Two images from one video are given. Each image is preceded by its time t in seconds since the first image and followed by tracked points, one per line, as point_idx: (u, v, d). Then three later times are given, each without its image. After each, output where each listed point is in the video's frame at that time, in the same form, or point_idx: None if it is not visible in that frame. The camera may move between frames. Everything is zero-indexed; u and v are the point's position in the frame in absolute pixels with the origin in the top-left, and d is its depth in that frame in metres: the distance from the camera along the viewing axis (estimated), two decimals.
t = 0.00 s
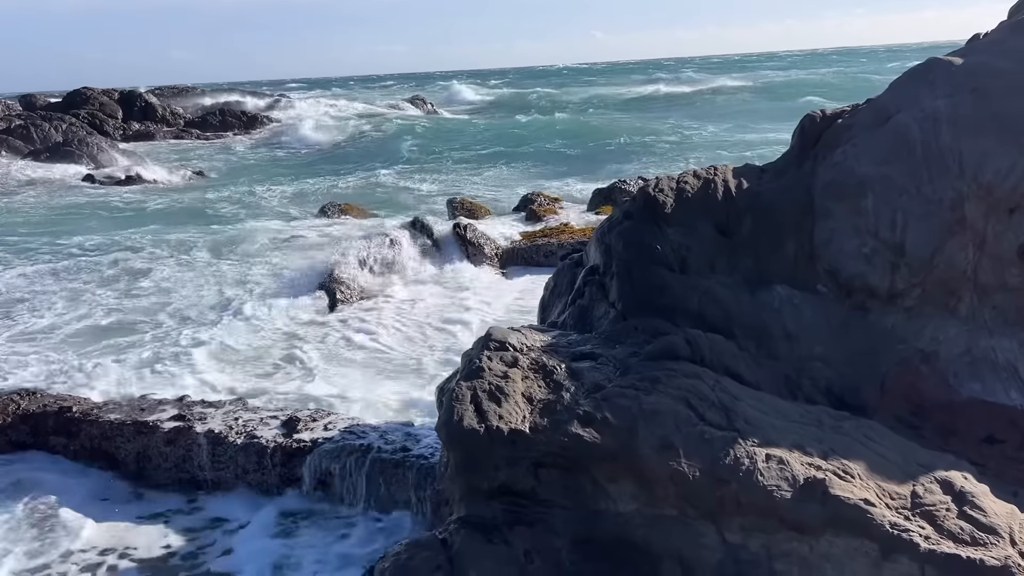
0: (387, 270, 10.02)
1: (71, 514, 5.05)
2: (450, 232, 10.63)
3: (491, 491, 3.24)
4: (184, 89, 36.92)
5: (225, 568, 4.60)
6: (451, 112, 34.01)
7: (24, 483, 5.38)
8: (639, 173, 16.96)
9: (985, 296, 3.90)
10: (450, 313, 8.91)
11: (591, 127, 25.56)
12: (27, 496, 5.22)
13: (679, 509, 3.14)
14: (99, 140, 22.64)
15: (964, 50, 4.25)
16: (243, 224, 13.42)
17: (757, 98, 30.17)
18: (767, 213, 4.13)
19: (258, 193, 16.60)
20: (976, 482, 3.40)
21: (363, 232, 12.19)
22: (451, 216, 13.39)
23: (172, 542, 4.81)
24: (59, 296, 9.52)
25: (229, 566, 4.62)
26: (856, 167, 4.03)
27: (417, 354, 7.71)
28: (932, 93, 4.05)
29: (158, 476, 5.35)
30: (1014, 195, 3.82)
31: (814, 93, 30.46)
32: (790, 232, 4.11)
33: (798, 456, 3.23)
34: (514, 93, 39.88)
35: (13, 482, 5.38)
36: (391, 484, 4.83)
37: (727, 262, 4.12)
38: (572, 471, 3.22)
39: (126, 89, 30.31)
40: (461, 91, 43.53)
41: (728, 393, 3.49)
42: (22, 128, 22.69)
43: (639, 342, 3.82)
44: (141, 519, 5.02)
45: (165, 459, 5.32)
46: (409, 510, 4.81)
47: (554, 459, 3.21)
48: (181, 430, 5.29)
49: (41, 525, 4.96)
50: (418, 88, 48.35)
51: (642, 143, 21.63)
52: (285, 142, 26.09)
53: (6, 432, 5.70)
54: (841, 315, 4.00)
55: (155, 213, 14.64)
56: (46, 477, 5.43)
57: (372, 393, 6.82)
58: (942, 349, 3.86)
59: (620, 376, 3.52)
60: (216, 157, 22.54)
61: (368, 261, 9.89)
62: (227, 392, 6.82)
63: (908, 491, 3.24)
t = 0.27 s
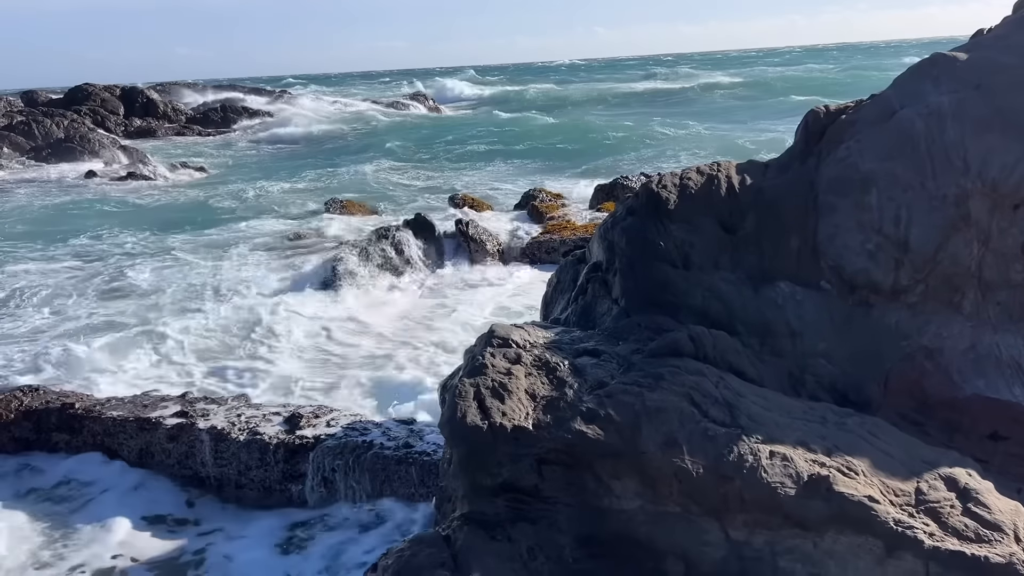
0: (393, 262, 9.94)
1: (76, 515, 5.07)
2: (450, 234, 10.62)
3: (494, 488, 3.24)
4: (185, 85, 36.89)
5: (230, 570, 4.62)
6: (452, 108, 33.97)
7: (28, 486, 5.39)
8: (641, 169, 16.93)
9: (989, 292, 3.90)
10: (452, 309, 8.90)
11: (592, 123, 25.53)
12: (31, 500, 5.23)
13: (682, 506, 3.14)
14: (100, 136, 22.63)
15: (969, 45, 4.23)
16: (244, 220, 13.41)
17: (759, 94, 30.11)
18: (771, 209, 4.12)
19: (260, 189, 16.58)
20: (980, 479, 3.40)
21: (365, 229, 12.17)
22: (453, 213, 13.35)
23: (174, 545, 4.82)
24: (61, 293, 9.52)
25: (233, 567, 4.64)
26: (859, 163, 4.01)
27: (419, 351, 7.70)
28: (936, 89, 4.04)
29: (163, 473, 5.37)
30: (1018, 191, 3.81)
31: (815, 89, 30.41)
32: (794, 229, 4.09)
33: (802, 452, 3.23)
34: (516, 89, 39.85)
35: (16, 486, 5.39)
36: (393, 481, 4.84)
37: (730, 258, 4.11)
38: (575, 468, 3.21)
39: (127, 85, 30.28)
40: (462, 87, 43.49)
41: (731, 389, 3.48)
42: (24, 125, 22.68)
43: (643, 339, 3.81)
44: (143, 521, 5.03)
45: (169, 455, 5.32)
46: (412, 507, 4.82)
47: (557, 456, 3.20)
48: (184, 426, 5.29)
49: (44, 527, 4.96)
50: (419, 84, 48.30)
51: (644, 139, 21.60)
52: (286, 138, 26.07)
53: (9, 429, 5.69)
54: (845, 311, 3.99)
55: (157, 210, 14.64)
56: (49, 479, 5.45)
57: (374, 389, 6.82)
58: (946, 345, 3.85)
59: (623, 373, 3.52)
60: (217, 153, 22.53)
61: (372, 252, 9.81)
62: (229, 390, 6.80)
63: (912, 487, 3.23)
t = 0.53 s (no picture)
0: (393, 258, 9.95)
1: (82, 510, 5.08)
2: (450, 231, 10.59)
3: (494, 484, 3.24)
4: (187, 82, 36.87)
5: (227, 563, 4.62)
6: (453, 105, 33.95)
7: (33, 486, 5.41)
8: (643, 165, 16.91)
9: (989, 288, 3.90)
10: (454, 306, 8.91)
11: (594, 120, 25.50)
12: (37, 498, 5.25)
13: (682, 502, 3.14)
14: (102, 133, 22.63)
15: (970, 41, 4.23)
16: (246, 217, 13.42)
17: (761, 90, 30.07)
18: (771, 205, 4.12)
19: (261, 186, 16.58)
20: (980, 474, 3.40)
21: (366, 226, 12.17)
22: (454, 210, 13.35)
23: (178, 537, 4.83)
24: (63, 289, 9.53)
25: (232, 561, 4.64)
26: (860, 159, 4.01)
27: (420, 347, 7.71)
28: (937, 84, 4.03)
29: (164, 470, 5.38)
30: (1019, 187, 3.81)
31: (817, 85, 30.36)
32: (794, 225, 4.09)
33: (802, 448, 3.23)
34: (517, 85, 39.83)
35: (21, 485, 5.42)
36: (394, 478, 4.84)
37: (730, 254, 4.11)
38: (576, 464, 3.21)
39: (129, 82, 30.27)
40: (463, 83, 43.46)
41: (731, 385, 3.49)
42: (25, 122, 22.67)
43: (643, 335, 3.81)
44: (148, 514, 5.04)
45: (171, 452, 5.34)
46: (413, 503, 4.82)
47: (557, 452, 3.21)
48: (185, 423, 5.30)
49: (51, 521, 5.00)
50: (421, 80, 48.26)
51: (646, 136, 21.58)
52: (288, 135, 26.06)
53: (10, 425, 5.68)
54: (845, 307, 3.99)
55: (159, 207, 14.65)
56: (55, 478, 5.48)
57: (375, 386, 6.83)
58: (946, 341, 3.85)
59: (623, 369, 3.52)
60: (219, 150, 22.53)
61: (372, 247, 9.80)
62: (229, 387, 6.81)
63: (912, 483, 3.24)
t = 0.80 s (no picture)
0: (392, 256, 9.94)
1: (83, 508, 5.10)
2: (451, 229, 10.55)
3: (495, 480, 3.24)
4: (188, 80, 36.89)
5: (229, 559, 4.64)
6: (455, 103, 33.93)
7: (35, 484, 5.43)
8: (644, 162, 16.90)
9: (990, 285, 3.90)
10: (455, 303, 8.92)
11: (595, 116, 25.47)
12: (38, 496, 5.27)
13: (682, 498, 3.15)
14: (103, 131, 22.64)
15: (971, 37, 4.22)
16: (248, 214, 13.43)
17: (762, 87, 30.03)
18: (772, 202, 4.12)
19: (262, 184, 16.57)
20: (980, 470, 3.40)
21: (367, 223, 12.18)
22: (454, 207, 13.35)
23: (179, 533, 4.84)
24: (65, 287, 9.54)
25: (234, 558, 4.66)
26: (861, 155, 4.01)
27: (422, 344, 7.72)
28: (938, 81, 4.03)
29: (166, 466, 5.39)
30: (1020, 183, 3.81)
31: (819, 82, 30.32)
32: (795, 221, 4.09)
33: (802, 444, 3.24)
34: (519, 82, 39.80)
35: (24, 484, 5.45)
36: (395, 474, 4.83)
37: (731, 251, 4.11)
38: (576, 460, 3.22)
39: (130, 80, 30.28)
40: (465, 80, 43.43)
41: (731, 381, 3.49)
42: (27, 120, 22.69)
43: (643, 331, 3.81)
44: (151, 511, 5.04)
45: (172, 449, 5.34)
46: (414, 500, 4.80)
47: (557, 448, 3.21)
48: (187, 420, 5.31)
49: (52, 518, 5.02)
50: (422, 77, 48.22)
51: (647, 132, 21.57)
52: (290, 133, 26.07)
53: (14, 422, 5.72)
54: (846, 303, 3.98)
55: (161, 204, 14.67)
56: (56, 477, 5.51)
57: (377, 382, 6.84)
58: (947, 337, 3.85)
59: (623, 365, 3.52)
60: (220, 148, 22.54)
61: (372, 244, 9.82)
62: (230, 383, 6.81)
63: (912, 478, 3.24)
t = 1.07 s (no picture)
0: (393, 253, 9.89)
1: (85, 509, 5.13)
2: (451, 227, 10.50)
3: (495, 477, 3.24)
4: (189, 78, 36.90)
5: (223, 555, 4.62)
6: (456, 101, 33.94)
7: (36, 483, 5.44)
8: (645, 160, 16.88)
9: (991, 282, 3.89)
10: (456, 301, 8.92)
11: (597, 114, 25.45)
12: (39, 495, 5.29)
13: (683, 495, 3.15)
14: (105, 129, 22.64)
15: (972, 33, 4.20)
16: (249, 212, 13.43)
17: (764, 84, 29.98)
18: (773, 199, 4.11)
19: (264, 181, 16.57)
20: (981, 467, 3.40)
21: (369, 221, 12.18)
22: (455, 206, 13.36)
23: (181, 532, 4.84)
24: (67, 285, 9.56)
25: (228, 554, 4.64)
26: (862, 152, 4.00)
27: (423, 342, 7.71)
28: (939, 77, 4.02)
29: (166, 464, 5.39)
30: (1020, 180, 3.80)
31: (821, 79, 30.28)
32: (796, 218, 4.08)
33: (803, 441, 3.23)
34: (520, 80, 39.77)
35: (25, 481, 5.47)
36: (396, 472, 4.82)
37: (731, 248, 4.10)
38: (576, 458, 3.22)
39: (131, 78, 30.28)
40: (466, 78, 43.42)
41: (731, 378, 3.49)
42: (29, 118, 22.71)
43: (644, 328, 3.81)
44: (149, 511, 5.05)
45: (172, 447, 5.35)
46: (414, 498, 4.79)
47: (557, 445, 3.21)
48: (187, 418, 5.31)
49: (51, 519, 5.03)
50: (423, 75, 48.21)
51: (649, 129, 21.55)
52: (291, 131, 26.07)
53: (15, 421, 5.74)
54: (847, 301, 3.97)
55: (163, 202, 14.67)
56: (58, 472, 5.52)
57: (378, 380, 6.84)
58: (948, 335, 3.84)
59: (624, 362, 3.52)
60: (222, 146, 22.54)
61: (374, 242, 9.76)
62: (231, 381, 6.81)
63: (913, 476, 3.24)
